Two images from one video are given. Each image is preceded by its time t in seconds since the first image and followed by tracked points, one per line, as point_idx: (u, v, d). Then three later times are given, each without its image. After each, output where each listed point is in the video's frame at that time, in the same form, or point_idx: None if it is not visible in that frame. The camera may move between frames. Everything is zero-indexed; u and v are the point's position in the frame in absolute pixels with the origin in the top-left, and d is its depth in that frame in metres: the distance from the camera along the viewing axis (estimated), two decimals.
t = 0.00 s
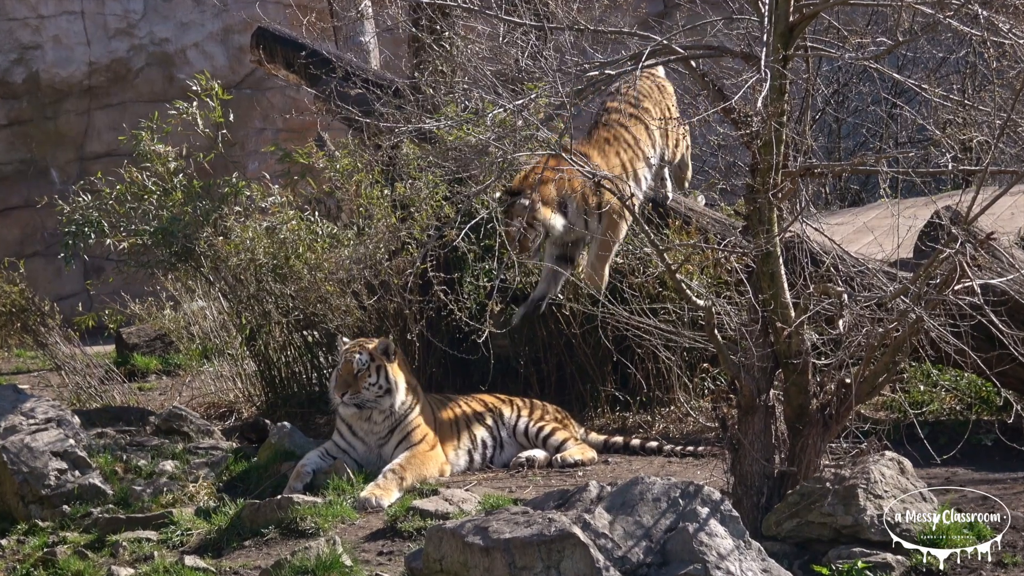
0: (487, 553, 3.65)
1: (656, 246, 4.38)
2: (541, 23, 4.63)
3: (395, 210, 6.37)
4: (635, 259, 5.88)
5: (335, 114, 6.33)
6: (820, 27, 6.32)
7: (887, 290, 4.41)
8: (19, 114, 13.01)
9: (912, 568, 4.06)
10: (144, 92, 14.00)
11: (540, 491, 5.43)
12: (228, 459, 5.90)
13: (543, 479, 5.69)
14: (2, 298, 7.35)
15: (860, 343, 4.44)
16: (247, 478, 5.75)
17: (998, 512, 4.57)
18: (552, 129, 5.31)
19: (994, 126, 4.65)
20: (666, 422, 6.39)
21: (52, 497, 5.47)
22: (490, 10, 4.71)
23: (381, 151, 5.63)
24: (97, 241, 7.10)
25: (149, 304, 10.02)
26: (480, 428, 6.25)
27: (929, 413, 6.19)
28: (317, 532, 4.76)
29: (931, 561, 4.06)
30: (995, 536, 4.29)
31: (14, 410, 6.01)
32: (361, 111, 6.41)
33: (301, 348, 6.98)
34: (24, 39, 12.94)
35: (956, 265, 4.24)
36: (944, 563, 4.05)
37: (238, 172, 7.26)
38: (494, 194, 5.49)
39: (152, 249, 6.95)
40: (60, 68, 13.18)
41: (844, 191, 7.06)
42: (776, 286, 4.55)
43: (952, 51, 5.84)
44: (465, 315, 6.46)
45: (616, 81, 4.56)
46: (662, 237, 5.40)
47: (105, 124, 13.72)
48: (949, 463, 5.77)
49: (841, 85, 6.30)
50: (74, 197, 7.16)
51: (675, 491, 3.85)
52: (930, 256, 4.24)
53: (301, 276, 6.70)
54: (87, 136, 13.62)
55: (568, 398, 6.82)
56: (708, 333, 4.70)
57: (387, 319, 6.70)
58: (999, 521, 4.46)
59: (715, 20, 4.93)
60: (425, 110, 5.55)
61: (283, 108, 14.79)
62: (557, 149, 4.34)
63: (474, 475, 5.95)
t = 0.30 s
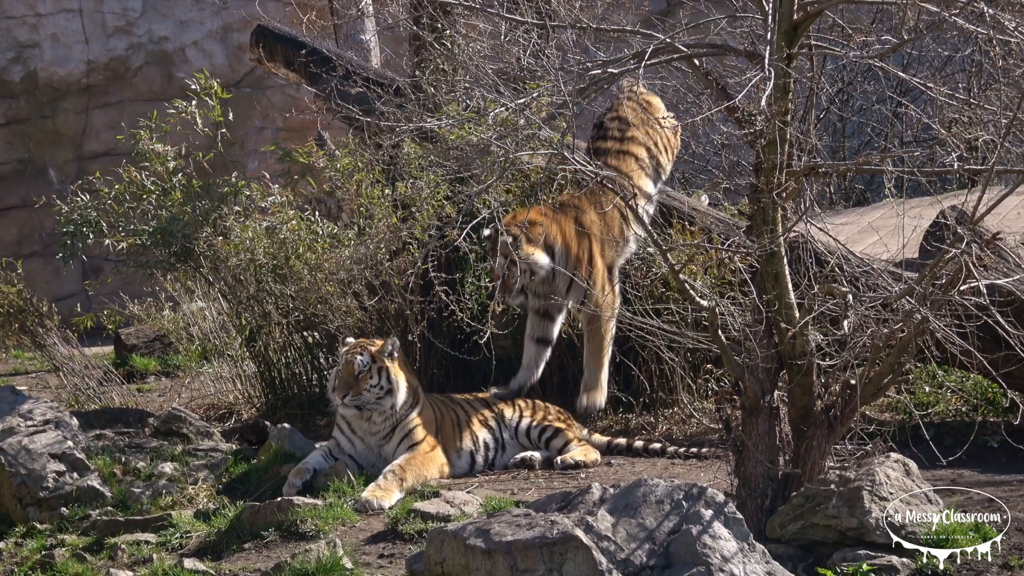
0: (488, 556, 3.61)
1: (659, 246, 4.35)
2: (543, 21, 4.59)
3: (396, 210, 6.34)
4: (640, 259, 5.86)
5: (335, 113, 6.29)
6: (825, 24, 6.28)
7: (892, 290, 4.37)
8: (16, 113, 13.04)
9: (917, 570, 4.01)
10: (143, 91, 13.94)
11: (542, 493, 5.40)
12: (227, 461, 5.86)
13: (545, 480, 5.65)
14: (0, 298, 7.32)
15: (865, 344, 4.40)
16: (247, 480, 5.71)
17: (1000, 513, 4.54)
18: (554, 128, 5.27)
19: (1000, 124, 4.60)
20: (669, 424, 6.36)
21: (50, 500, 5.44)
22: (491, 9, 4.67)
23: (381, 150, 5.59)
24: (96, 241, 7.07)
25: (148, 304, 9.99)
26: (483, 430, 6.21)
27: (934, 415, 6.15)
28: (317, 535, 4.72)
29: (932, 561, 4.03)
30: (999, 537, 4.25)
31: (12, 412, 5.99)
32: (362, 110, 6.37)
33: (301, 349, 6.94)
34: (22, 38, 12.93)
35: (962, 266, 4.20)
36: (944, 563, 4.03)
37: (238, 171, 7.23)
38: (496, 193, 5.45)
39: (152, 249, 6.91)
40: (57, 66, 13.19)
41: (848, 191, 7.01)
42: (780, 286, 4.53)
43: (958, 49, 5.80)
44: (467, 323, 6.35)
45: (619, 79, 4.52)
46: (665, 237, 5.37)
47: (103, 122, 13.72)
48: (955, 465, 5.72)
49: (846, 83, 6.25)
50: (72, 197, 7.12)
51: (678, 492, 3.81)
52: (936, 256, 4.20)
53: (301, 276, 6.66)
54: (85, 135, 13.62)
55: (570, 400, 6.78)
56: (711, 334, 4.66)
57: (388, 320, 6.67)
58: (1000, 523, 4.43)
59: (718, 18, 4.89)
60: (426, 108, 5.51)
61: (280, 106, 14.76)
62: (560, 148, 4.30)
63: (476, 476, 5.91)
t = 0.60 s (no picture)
0: (490, 559, 3.57)
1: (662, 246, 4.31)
2: (545, 19, 4.56)
3: (398, 210, 6.32)
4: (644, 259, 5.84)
5: (336, 111, 6.25)
6: (830, 22, 6.24)
7: (898, 291, 4.34)
8: (14, 112, 13.01)
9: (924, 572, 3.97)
10: (142, 90, 13.97)
11: (545, 495, 5.36)
12: (227, 462, 5.82)
13: (549, 482, 5.62)
14: None
15: (871, 344, 4.36)
16: (247, 482, 5.65)
17: (1003, 514, 4.51)
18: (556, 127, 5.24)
19: (1007, 123, 4.56)
20: (673, 425, 6.33)
21: (49, 501, 5.42)
22: (493, 7, 4.64)
23: (382, 149, 5.56)
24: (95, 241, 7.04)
25: (147, 305, 9.95)
26: (484, 430, 6.20)
27: (940, 416, 6.11)
28: (318, 537, 4.69)
29: (936, 563, 3.99)
30: (1004, 538, 4.21)
31: (10, 413, 5.96)
32: (364, 109, 6.35)
33: (302, 350, 6.91)
34: (21, 36, 12.87)
35: (968, 265, 4.17)
36: (952, 565, 3.99)
37: (238, 171, 7.20)
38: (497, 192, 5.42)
39: (151, 249, 6.88)
40: (56, 65, 13.15)
41: (853, 190, 6.97)
42: (785, 286, 4.49)
43: (964, 48, 5.75)
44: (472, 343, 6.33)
45: (623, 77, 4.48)
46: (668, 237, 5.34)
47: (103, 121, 13.69)
48: (961, 466, 5.68)
49: (852, 81, 6.21)
50: (70, 197, 7.09)
51: (682, 494, 3.77)
52: (942, 256, 4.17)
53: (301, 276, 6.63)
54: (84, 134, 13.60)
55: (573, 401, 6.74)
56: (715, 335, 4.62)
57: (389, 321, 6.63)
58: (1002, 523, 4.40)
59: (721, 15, 4.85)
60: (428, 107, 5.47)
61: (281, 105, 14.74)
62: (562, 147, 4.26)
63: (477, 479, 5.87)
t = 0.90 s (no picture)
0: (492, 559, 3.55)
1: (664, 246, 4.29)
2: (546, 18, 4.55)
3: (398, 209, 6.30)
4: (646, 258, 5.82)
5: (337, 110, 6.24)
6: (833, 21, 6.21)
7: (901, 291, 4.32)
8: (13, 111, 13.03)
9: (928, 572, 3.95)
10: (142, 88, 13.94)
11: (547, 495, 5.34)
12: (227, 463, 5.80)
13: (550, 483, 5.60)
14: None
15: (874, 344, 4.33)
16: (247, 482, 5.65)
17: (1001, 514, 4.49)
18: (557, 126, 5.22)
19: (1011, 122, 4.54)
20: (676, 425, 6.30)
21: (48, 502, 5.41)
22: (494, 5, 4.62)
23: (383, 148, 5.54)
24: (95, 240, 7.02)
25: (147, 305, 9.94)
26: (484, 428, 6.18)
27: (944, 416, 6.09)
28: (319, 538, 4.68)
29: (939, 562, 3.96)
30: (1008, 539, 4.18)
31: (10, 413, 5.95)
32: (365, 108, 6.33)
33: (302, 350, 6.89)
34: (19, 35, 12.89)
35: (972, 265, 4.16)
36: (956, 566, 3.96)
37: (238, 170, 7.18)
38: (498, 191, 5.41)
39: (151, 249, 6.87)
40: (55, 64, 13.16)
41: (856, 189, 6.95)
42: (788, 286, 4.47)
43: (968, 46, 5.73)
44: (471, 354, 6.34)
45: (624, 77, 4.46)
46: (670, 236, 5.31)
47: (102, 120, 13.66)
48: (965, 467, 5.66)
49: (855, 80, 6.19)
50: (70, 197, 7.07)
51: (684, 495, 3.75)
52: (945, 256, 4.15)
53: (301, 275, 6.62)
54: (83, 133, 13.58)
55: (575, 401, 6.72)
56: (718, 334, 4.60)
57: (390, 321, 6.61)
58: (1004, 523, 4.38)
59: (723, 14, 4.83)
60: (429, 106, 5.45)
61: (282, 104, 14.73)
62: (564, 147, 4.24)
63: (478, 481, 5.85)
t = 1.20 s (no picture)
0: (496, 560, 3.53)
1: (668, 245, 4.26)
2: (550, 16, 4.52)
3: (401, 208, 6.29)
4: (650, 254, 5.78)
5: (339, 109, 6.22)
6: (838, 19, 6.19)
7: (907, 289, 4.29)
8: (13, 109, 13.04)
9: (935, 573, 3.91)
10: (143, 87, 13.88)
11: (551, 495, 5.32)
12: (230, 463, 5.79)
13: (555, 483, 5.58)
14: None
15: (880, 343, 4.31)
16: (250, 483, 5.63)
17: (1004, 514, 4.46)
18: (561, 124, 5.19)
19: (1017, 119, 4.51)
20: (680, 425, 6.28)
21: (49, 503, 5.40)
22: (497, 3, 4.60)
23: (386, 146, 5.52)
24: (96, 240, 7.00)
25: (148, 304, 9.91)
26: (485, 429, 6.13)
27: (950, 416, 6.05)
28: (322, 538, 4.66)
29: (945, 563, 3.93)
30: (1014, 540, 4.15)
31: (11, 414, 5.94)
32: (368, 106, 6.31)
33: (304, 349, 6.86)
34: (19, 32, 12.98)
35: (978, 264, 4.13)
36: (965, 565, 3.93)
37: (240, 168, 7.15)
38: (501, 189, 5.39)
39: (152, 248, 6.85)
40: (55, 62, 13.20)
41: (862, 187, 6.91)
42: (793, 285, 4.45)
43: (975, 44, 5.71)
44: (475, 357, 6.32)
45: (629, 74, 4.40)
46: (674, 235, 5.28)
47: (103, 118, 13.63)
48: (971, 467, 5.62)
49: (860, 78, 6.16)
50: (71, 196, 7.05)
51: (689, 495, 3.72)
52: (951, 254, 4.12)
53: (304, 275, 6.60)
54: (84, 132, 13.55)
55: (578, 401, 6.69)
56: (722, 334, 4.57)
57: (393, 320, 6.59)
58: (1008, 525, 4.35)
59: (727, 11, 4.81)
60: (433, 104, 5.42)
61: (284, 102, 14.72)
62: (568, 145, 4.22)
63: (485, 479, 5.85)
